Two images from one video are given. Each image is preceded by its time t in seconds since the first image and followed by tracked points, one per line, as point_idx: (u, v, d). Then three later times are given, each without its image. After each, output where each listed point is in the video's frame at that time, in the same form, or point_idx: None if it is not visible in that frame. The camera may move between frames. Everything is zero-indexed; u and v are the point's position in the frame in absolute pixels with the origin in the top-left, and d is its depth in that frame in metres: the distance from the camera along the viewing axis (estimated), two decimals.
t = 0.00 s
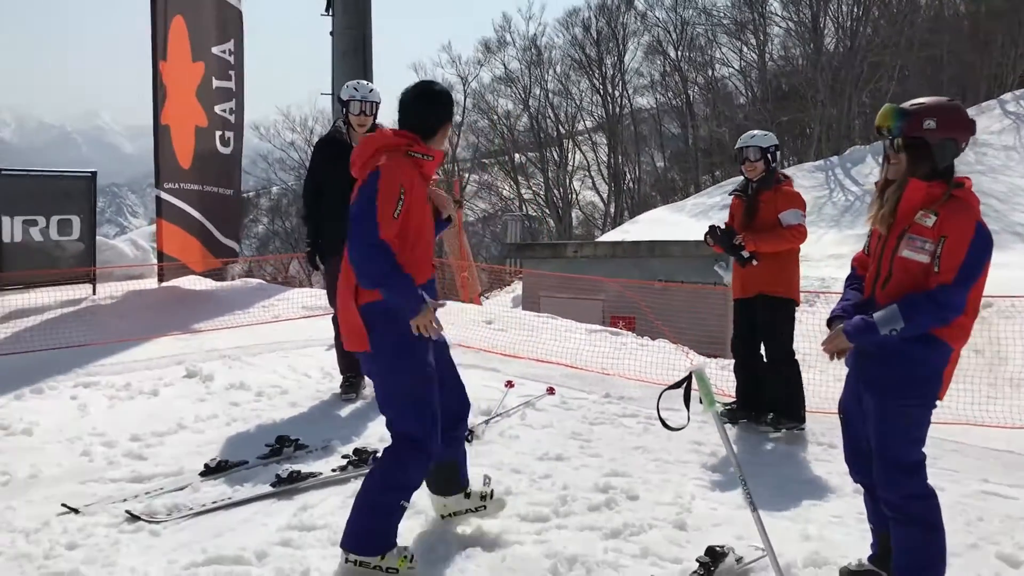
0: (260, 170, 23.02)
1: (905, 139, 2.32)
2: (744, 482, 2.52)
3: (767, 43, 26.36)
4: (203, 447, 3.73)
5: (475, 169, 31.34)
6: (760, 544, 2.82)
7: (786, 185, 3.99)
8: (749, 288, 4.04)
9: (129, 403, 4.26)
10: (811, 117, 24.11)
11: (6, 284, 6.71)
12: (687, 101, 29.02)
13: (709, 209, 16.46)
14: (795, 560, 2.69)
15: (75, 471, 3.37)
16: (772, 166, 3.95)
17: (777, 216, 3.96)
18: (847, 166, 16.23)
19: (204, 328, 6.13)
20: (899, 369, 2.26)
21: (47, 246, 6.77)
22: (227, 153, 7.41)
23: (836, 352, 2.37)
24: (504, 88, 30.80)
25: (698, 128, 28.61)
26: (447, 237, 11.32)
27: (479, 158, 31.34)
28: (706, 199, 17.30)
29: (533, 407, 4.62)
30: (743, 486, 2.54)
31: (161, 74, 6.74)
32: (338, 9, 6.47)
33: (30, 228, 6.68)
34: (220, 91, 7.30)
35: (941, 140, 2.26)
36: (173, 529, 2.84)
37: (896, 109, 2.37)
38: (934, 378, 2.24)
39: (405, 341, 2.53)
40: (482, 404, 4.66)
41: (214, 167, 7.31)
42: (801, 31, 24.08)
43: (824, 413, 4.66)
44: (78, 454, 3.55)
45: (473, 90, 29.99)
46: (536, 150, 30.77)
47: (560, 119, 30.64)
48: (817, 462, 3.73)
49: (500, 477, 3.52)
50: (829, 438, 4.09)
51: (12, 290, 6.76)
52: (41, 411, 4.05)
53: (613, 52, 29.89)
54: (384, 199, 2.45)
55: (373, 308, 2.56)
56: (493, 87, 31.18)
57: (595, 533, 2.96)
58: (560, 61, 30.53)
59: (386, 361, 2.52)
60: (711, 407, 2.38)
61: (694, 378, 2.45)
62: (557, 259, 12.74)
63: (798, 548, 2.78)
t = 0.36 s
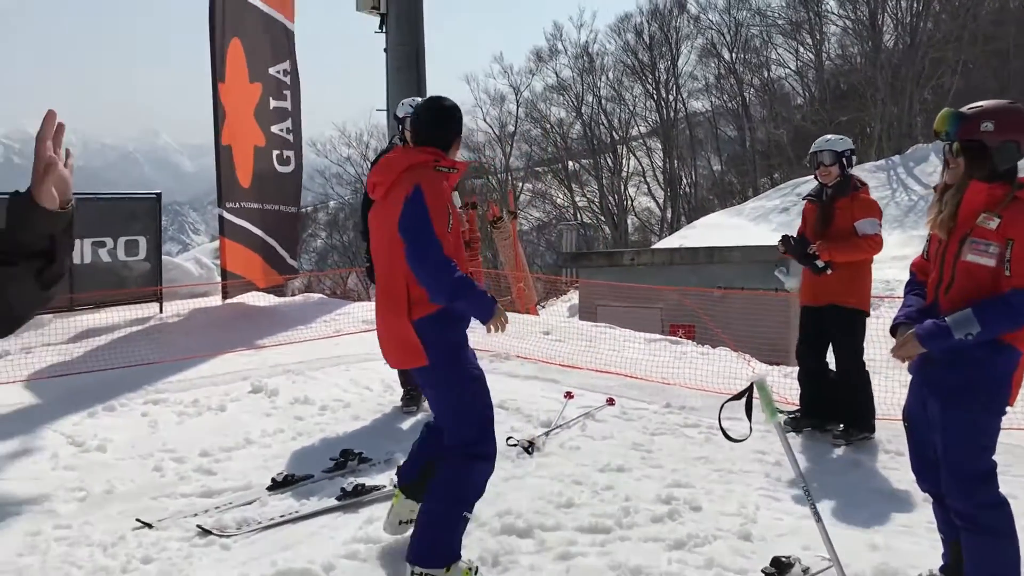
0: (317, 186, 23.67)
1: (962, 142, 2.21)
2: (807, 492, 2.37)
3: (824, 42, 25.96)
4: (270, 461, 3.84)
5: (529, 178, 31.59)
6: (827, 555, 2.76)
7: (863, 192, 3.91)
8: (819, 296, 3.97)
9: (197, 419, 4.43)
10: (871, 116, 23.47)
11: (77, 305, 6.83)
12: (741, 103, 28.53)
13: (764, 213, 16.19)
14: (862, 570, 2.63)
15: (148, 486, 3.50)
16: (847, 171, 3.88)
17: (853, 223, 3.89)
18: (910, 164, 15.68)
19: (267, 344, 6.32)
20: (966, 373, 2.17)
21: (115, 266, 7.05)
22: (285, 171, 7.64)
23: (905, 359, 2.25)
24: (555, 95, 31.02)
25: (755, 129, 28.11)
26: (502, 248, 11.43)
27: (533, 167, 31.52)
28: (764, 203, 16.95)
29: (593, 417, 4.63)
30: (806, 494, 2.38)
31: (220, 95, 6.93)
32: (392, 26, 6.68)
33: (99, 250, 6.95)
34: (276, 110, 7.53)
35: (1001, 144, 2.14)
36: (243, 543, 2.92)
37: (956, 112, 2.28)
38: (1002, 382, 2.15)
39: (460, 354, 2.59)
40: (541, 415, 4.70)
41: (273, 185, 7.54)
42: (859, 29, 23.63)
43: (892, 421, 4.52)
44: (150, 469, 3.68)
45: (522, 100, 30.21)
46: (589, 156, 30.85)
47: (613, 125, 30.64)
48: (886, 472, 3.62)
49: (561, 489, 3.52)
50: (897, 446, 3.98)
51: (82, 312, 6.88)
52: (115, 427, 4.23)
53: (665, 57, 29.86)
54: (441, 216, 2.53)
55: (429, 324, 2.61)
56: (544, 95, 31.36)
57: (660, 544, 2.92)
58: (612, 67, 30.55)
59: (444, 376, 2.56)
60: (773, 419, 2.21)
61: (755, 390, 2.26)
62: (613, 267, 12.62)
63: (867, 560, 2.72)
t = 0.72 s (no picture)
0: (344, 201, 24.05)
1: (982, 147, 2.25)
2: (836, 505, 2.31)
3: (852, 45, 25.60)
4: (301, 476, 3.92)
5: (552, 189, 31.83)
6: (859, 565, 2.72)
7: (911, 200, 3.85)
8: (858, 305, 3.98)
9: (227, 435, 4.54)
10: (901, 119, 23.11)
11: (110, 323, 7.04)
12: (767, 108, 28.29)
13: (794, 217, 16.02)
14: None
15: (180, 503, 3.59)
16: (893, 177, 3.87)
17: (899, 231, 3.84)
18: (941, 166, 15.40)
19: (297, 359, 6.45)
20: (1002, 381, 2.13)
21: (147, 284, 7.25)
22: (309, 187, 7.79)
23: (938, 366, 2.21)
24: (581, 104, 31.12)
25: (781, 134, 27.79)
26: (529, 259, 11.48)
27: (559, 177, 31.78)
28: (793, 208, 16.76)
29: (621, 428, 4.62)
30: (835, 509, 2.33)
31: (246, 112, 7.15)
32: (416, 40, 6.80)
33: (131, 268, 7.14)
34: (299, 127, 7.67)
35: (1019, 148, 2.18)
36: (273, 558, 2.98)
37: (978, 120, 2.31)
38: None
39: (463, 352, 2.69)
40: (569, 427, 4.70)
41: (299, 202, 7.69)
42: (885, 31, 23.37)
43: (926, 427, 4.44)
44: (182, 486, 3.77)
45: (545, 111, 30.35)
46: (615, 165, 30.86)
47: (639, 133, 30.65)
48: (920, 480, 3.56)
49: (590, 500, 3.52)
50: (931, 453, 3.91)
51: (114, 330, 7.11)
52: (150, 444, 4.35)
53: (691, 63, 29.76)
54: (451, 219, 2.63)
55: (437, 323, 2.69)
56: (571, 105, 31.58)
57: (690, 556, 2.90)
58: (637, 75, 30.59)
59: (448, 375, 2.64)
60: (800, 430, 2.19)
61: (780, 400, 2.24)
62: (641, 276, 12.58)
63: (900, 569, 2.68)
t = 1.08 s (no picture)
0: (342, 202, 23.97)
1: (975, 144, 2.18)
2: (841, 515, 2.23)
3: (852, 44, 25.49)
4: (293, 482, 3.84)
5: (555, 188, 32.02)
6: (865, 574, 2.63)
7: (925, 197, 3.74)
8: (866, 305, 3.90)
9: (219, 439, 4.45)
10: (902, 117, 23.02)
11: (104, 326, 6.96)
12: (768, 107, 28.20)
13: (795, 216, 15.93)
14: None
15: (168, 510, 3.50)
16: (906, 175, 3.79)
17: (910, 230, 3.75)
18: (943, 165, 15.29)
19: (292, 361, 6.37)
20: (1010, 382, 2.02)
21: (141, 286, 7.17)
22: (303, 187, 7.70)
23: (944, 364, 2.12)
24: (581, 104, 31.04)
25: (782, 133, 27.70)
26: (528, 260, 11.41)
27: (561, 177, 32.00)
28: (794, 207, 16.67)
29: (620, 431, 4.53)
30: (840, 520, 2.24)
31: (240, 112, 7.08)
32: (412, 39, 6.72)
33: (125, 270, 7.06)
34: (292, 127, 7.60)
35: (1010, 145, 2.07)
36: (263, 567, 2.90)
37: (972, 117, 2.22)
38: None
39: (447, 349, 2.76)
40: (567, 430, 4.62)
41: (294, 203, 7.61)
42: (885, 29, 23.27)
43: (931, 429, 4.36)
44: (171, 493, 3.69)
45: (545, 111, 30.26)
46: (616, 164, 30.79)
47: (639, 133, 30.58)
48: (927, 484, 3.47)
49: (588, 506, 3.44)
50: (938, 455, 3.82)
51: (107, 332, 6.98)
52: (140, 449, 4.27)
53: (691, 63, 29.68)
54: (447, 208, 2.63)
55: (422, 319, 2.73)
56: (571, 104, 31.52)
57: (690, 564, 2.81)
58: (637, 74, 30.51)
59: (433, 371, 2.71)
60: (804, 437, 2.10)
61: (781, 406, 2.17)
62: (641, 276, 12.49)
63: None
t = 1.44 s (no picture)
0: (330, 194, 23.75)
1: (965, 131, 2.11)
2: (835, 516, 2.16)
3: (839, 30, 25.46)
4: (277, 482, 3.75)
5: (546, 178, 32.24)
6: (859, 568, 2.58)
7: (917, 185, 3.68)
8: (855, 294, 3.85)
9: (202, 439, 4.36)
10: (890, 102, 23.02)
11: (86, 324, 6.83)
12: (757, 94, 28.16)
13: (784, 203, 15.91)
14: None
15: (148, 513, 3.41)
16: (898, 161, 3.72)
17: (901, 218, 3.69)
18: (931, 150, 15.30)
19: (278, 358, 6.27)
20: (1005, 377, 1.97)
21: (124, 283, 7.03)
22: (286, 181, 7.55)
23: (937, 356, 2.10)
24: (570, 94, 30.91)
25: (771, 120, 27.67)
26: (516, 251, 11.33)
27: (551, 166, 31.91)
28: (783, 194, 16.66)
29: (610, 424, 4.47)
30: (834, 520, 2.17)
31: (220, 106, 6.96)
32: (396, 29, 6.60)
33: (106, 266, 6.92)
34: (273, 120, 7.47)
35: (1001, 132, 2.01)
36: (244, 571, 2.81)
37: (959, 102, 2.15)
38: None
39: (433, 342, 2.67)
40: (556, 424, 4.55)
41: (278, 197, 7.49)
42: (873, 15, 23.24)
43: (924, 418, 4.31)
44: (151, 495, 3.60)
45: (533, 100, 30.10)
46: (605, 153, 30.69)
47: (628, 121, 30.47)
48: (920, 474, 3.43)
49: (577, 502, 3.37)
50: (930, 445, 3.78)
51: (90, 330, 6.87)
52: (121, 450, 4.18)
53: (679, 50, 29.57)
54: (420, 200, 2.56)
55: (404, 313, 2.65)
56: (559, 94, 31.41)
57: (681, 562, 2.75)
58: (625, 63, 30.38)
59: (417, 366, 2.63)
60: (794, 434, 2.03)
61: (772, 403, 2.10)
62: (631, 266, 12.43)
63: (903, 572, 2.54)
